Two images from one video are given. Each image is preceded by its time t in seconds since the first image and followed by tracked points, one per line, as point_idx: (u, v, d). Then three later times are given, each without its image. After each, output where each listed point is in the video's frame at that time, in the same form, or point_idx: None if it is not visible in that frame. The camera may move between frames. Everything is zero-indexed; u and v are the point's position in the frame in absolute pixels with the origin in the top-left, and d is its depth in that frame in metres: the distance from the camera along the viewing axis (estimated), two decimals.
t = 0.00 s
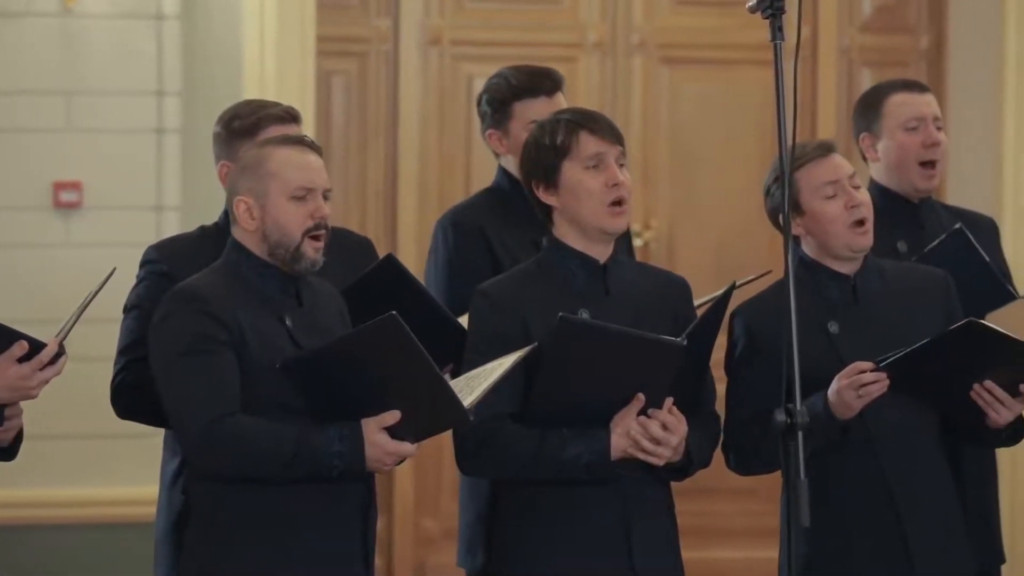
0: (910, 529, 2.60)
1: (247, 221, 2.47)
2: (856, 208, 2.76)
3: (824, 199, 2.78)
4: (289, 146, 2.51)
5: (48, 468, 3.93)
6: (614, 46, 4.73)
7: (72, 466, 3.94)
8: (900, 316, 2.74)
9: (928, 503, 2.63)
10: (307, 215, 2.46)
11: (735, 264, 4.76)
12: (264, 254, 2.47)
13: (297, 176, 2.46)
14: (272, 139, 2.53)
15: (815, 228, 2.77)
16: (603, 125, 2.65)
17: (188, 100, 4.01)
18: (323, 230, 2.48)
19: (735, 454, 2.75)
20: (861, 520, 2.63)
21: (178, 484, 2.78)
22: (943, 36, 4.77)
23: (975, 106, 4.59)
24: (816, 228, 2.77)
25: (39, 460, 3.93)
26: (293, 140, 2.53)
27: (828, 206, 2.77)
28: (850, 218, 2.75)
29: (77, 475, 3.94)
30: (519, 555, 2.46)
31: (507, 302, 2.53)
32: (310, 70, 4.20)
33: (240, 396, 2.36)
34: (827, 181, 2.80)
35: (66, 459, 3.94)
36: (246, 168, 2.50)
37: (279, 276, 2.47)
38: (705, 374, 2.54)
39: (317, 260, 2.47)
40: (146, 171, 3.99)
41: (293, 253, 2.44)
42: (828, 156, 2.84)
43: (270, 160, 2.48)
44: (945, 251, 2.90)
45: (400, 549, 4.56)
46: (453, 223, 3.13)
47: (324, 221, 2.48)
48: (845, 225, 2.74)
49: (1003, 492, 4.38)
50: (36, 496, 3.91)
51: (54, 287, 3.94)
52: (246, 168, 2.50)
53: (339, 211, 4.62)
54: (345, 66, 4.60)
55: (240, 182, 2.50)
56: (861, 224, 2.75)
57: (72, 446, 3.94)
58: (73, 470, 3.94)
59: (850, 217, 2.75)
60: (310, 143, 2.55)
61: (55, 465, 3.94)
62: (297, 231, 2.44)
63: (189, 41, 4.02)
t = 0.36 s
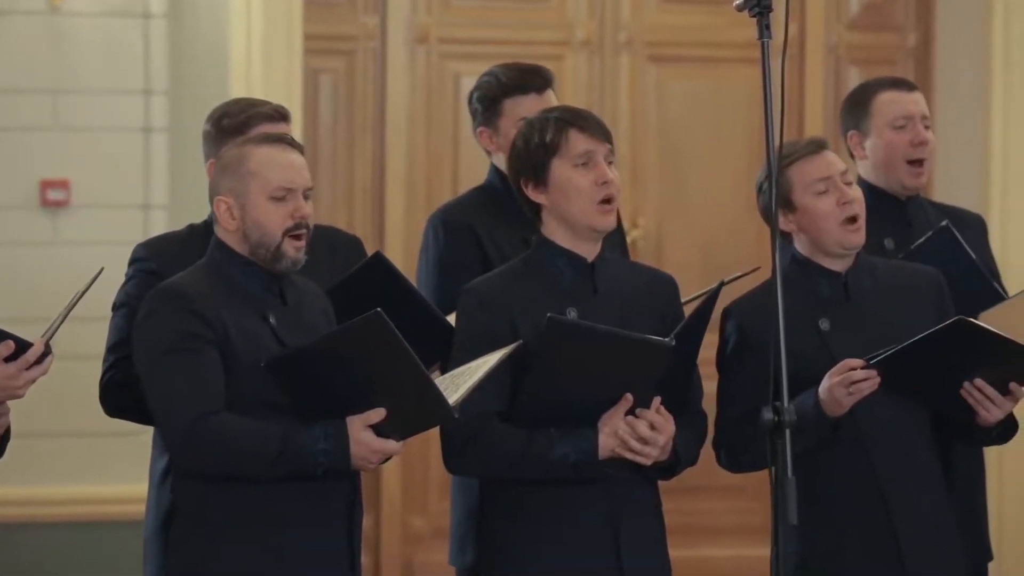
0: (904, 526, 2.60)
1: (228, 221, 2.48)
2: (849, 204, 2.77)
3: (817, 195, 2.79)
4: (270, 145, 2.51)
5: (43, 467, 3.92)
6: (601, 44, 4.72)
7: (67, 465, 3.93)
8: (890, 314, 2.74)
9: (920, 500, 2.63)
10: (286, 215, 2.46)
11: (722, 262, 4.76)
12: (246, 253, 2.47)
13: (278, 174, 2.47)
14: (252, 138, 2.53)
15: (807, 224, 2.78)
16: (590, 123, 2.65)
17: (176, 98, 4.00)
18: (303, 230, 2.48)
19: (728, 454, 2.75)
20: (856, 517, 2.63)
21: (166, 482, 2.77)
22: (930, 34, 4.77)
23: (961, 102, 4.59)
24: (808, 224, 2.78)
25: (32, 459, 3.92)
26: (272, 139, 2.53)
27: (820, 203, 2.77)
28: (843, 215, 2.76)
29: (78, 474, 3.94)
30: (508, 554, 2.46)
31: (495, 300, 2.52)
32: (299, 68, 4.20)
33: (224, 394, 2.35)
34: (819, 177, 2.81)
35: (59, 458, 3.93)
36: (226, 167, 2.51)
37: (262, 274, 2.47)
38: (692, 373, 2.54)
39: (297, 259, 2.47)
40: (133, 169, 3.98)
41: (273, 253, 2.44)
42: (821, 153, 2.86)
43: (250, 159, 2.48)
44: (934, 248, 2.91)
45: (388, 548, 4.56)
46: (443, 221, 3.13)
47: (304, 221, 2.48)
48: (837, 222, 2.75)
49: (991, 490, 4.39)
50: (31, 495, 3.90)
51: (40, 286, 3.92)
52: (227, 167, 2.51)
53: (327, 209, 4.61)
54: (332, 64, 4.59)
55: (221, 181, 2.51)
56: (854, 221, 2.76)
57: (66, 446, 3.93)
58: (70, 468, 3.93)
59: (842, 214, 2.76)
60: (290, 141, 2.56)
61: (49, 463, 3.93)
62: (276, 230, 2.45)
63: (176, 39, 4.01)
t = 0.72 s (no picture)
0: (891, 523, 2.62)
1: (208, 219, 2.48)
2: (840, 199, 2.77)
3: (809, 190, 2.80)
4: (250, 141, 2.51)
5: (42, 459, 3.91)
6: (584, 41, 4.72)
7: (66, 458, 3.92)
8: (874, 310, 2.75)
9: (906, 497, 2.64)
10: (266, 213, 2.46)
11: (704, 258, 4.75)
12: (226, 251, 2.47)
13: (258, 172, 2.47)
14: (232, 135, 2.53)
15: (799, 220, 2.78)
16: (573, 119, 2.65)
17: (158, 95, 3.99)
18: (283, 228, 2.48)
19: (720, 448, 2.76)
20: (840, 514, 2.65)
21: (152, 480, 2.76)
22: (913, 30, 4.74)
23: (944, 98, 4.59)
24: (800, 220, 2.78)
25: (31, 451, 3.91)
26: (253, 136, 2.53)
27: (812, 198, 2.78)
28: (833, 211, 2.76)
29: (91, 472, 3.94)
30: (492, 551, 2.46)
31: (478, 297, 2.52)
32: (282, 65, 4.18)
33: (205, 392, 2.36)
34: (811, 172, 2.82)
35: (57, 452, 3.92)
36: (206, 164, 2.51)
37: (245, 274, 2.46)
38: (675, 369, 2.53)
39: (278, 256, 2.46)
40: (115, 164, 3.97)
41: (253, 251, 2.44)
42: (812, 149, 2.85)
43: (229, 156, 2.48)
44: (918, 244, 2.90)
45: (371, 544, 4.55)
46: (431, 215, 3.14)
47: (284, 218, 2.48)
48: (828, 218, 2.75)
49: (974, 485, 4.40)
50: (31, 490, 3.90)
51: (21, 283, 3.90)
52: (207, 164, 2.50)
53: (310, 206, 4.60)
54: (315, 61, 4.58)
55: (201, 179, 2.51)
56: (845, 217, 2.77)
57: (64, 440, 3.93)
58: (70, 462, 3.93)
59: (833, 210, 2.76)
60: (270, 138, 2.56)
61: (48, 456, 3.92)
62: (255, 228, 2.45)
63: (160, 35, 3.99)
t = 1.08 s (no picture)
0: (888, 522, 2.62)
1: (193, 217, 2.48)
2: (833, 196, 2.78)
3: (802, 187, 2.81)
4: (237, 140, 2.51)
5: (44, 456, 3.91)
6: (568, 39, 4.72)
7: (63, 455, 3.92)
8: (865, 306, 2.75)
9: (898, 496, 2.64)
10: (251, 211, 2.45)
11: (688, 256, 4.73)
12: (211, 248, 2.47)
13: (244, 170, 2.46)
14: (218, 132, 2.52)
15: (793, 217, 2.79)
16: (558, 117, 2.65)
17: (143, 93, 3.97)
18: (269, 226, 2.47)
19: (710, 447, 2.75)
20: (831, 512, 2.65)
21: (133, 477, 2.76)
22: (897, 29, 4.74)
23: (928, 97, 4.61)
24: (794, 217, 2.79)
25: (32, 449, 3.91)
26: (241, 134, 2.53)
27: (806, 195, 2.79)
28: (826, 208, 2.77)
29: (85, 469, 3.93)
30: (480, 551, 2.45)
31: (461, 295, 2.52)
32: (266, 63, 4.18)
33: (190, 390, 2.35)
34: (805, 169, 2.83)
35: (55, 450, 3.92)
36: (192, 162, 2.50)
37: (231, 271, 2.46)
38: (659, 366, 2.54)
39: (264, 253, 2.46)
40: (100, 162, 3.95)
41: (239, 249, 2.43)
42: (805, 146, 2.87)
43: (215, 154, 2.48)
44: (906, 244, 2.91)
45: (355, 542, 4.55)
46: (425, 210, 3.23)
47: (270, 217, 2.47)
48: (821, 215, 2.76)
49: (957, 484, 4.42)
50: (32, 487, 3.89)
51: (5, 281, 3.89)
52: (193, 162, 2.50)
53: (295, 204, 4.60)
54: (300, 58, 4.58)
55: (186, 177, 2.50)
56: (837, 214, 2.77)
57: (62, 436, 3.92)
58: (70, 458, 3.92)
59: (826, 207, 2.77)
60: (257, 136, 2.55)
61: (46, 454, 3.91)
62: (241, 226, 2.44)
63: (144, 33, 3.98)
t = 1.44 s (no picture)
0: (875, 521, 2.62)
1: (182, 215, 2.47)
2: (831, 196, 2.77)
3: (801, 186, 2.80)
4: (231, 141, 2.50)
5: (46, 455, 3.91)
6: (555, 37, 4.72)
7: (64, 454, 3.91)
8: (860, 304, 2.75)
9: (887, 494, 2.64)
10: (241, 214, 2.45)
11: (675, 256, 4.74)
12: (200, 248, 2.46)
13: (235, 171, 2.46)
14: (211, 132, 2.51)
15: (791, 216, 2.78)
16: (546, 119, 2.65)
17: (130, 92, 3.96)
18: (259, 228, 2.47)
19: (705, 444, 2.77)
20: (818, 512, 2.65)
21: (119, 475, 2.75)
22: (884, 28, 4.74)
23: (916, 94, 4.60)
24: (792, 216, 2.78)
25: (31, 448, 3.90)
26: (235, 135, 2.52)
27: (804, 193, 2.79)
28: (824, 207, 2.76)
29: (88, 468, 3.92)
30: (472, 551, 2.45)
31: (449, 295, 2.52)
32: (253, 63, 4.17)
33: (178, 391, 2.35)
34: (804, 168, 2.82)
35: (53, 450, 3.91)
36: (184, 160, 2.50)
37: (220, 270, 2.45)
38: (646, 365, 2.54)
39: (253, 253, 2.45)
40: (88, 161, 3.94)
41: (228, 250, 2.43)
42: (805, 146, 2.86)
43: (209, 154, 2.47)
44: (896, 244, 2.91)
45: (344, 541, 4.55)
46: (424, 208, 3.27)
47: (259, 221, 2.46)
48: (819, 214, 2.75)
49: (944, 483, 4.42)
50: (32, 487, 3.88)
51: None
52: (185, 160, 2.49)
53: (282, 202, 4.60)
54: (287, 58, 4.58)
55: (178, 175, 2.50)
56: (836, 213, 2.76)
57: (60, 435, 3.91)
58: (68, 456, 3.91)
59: (824, 206, 2.76)
60: (252, 139, 2.55)
61: (45, 454, 3.91)
62: (231, 228, 2.43)
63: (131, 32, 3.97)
